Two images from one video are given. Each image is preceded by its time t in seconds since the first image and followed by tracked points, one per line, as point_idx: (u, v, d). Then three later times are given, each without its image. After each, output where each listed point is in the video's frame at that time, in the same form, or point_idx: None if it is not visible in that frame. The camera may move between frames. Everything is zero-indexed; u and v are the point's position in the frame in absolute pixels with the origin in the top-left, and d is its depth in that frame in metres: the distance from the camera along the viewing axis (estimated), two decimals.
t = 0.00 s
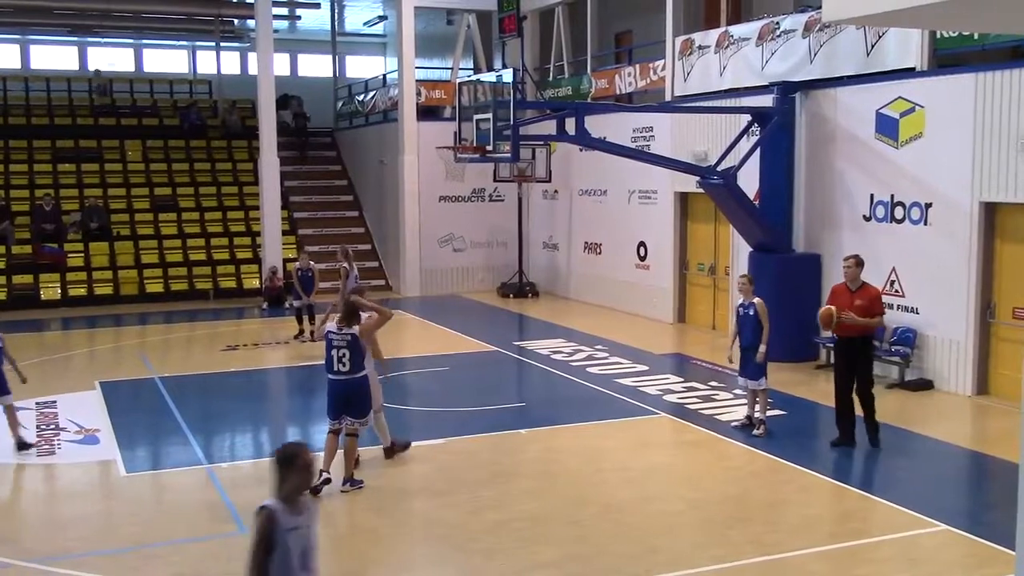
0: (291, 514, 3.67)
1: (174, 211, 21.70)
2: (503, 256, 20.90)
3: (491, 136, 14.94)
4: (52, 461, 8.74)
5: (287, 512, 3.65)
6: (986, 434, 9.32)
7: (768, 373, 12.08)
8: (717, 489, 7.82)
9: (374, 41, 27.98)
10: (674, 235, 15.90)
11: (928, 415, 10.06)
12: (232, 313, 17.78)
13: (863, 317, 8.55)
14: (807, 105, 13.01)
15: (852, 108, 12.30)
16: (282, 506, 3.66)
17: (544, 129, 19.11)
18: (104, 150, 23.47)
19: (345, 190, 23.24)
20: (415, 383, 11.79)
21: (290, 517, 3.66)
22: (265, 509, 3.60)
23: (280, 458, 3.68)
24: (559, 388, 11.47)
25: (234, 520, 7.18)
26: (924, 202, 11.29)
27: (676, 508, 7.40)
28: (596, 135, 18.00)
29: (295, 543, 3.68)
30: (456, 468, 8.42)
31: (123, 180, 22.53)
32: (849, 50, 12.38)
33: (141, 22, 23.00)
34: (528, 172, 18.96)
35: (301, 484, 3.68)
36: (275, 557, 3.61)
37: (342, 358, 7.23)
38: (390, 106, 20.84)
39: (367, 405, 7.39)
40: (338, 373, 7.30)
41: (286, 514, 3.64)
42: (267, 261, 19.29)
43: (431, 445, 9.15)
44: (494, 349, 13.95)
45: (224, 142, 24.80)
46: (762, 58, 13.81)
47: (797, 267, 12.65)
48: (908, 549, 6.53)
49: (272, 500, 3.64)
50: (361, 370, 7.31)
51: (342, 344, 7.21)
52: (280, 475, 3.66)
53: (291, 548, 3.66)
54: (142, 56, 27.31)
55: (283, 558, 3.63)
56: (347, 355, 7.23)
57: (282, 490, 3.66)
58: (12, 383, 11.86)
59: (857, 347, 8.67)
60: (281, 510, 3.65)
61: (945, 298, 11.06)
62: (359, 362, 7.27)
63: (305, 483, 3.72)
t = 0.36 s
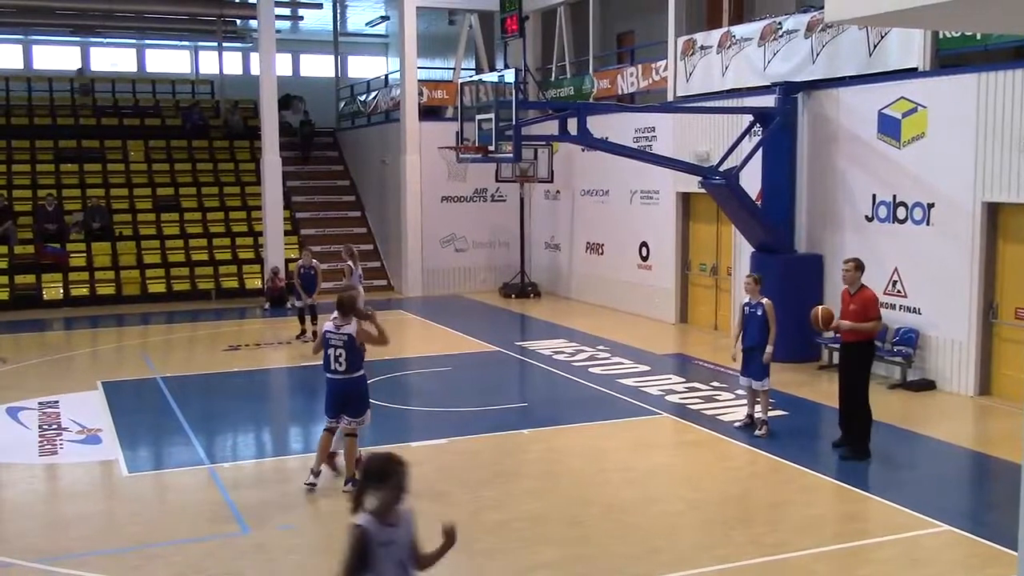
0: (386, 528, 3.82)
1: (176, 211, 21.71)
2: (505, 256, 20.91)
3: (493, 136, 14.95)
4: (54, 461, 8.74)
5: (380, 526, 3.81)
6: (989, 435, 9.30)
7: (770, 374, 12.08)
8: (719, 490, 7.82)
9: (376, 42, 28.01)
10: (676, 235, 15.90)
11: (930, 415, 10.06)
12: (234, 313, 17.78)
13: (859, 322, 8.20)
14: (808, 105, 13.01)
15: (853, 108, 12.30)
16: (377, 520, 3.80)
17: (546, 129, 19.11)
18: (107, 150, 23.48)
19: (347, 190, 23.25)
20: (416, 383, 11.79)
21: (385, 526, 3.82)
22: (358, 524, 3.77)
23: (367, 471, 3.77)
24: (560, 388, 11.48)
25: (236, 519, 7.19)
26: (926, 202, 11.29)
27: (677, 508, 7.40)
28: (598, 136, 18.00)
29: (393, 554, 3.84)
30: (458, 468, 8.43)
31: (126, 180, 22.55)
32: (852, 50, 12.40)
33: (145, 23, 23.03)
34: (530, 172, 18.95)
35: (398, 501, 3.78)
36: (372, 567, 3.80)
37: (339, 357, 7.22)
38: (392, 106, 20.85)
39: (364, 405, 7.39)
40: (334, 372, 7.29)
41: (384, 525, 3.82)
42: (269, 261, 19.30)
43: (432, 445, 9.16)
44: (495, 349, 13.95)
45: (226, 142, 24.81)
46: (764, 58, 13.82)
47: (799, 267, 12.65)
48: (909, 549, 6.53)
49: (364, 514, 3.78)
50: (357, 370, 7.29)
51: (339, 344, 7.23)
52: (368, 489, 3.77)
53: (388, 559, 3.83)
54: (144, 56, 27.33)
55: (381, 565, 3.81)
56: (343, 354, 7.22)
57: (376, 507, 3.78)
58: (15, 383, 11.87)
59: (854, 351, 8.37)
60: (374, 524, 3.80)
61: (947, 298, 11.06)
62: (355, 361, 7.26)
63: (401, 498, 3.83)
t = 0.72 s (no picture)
0: (487, 528, 3.57)
1: (176, 211, 21.71)
2: (505, 255, 20.91)
3: (492, 135, 14.94)
4: (54, 462, 8.73)
5: (482, 526, 3.55)
6: (989, 433, 9.30)
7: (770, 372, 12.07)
8: (719, 489, 7.81)
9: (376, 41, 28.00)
10: (676, 234, 15.90)
11: (930, 413, 10.05)
12: (234, 312, 17.77)
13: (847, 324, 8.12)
14: (808, 104, 13.00)
15: (853, 106, 12.29)
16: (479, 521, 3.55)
17: (546, 128, 19.09)
18: (106, 151, 23.49)
19: (347, 190, 23.25)
20: (416, 382, 11.79)
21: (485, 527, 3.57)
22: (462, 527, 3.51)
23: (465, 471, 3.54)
24: (561, 387, 11.47)
25: (236, 520, 7.19)
26: (926, 200, 11.28)
27: (678, 507, 7.39)
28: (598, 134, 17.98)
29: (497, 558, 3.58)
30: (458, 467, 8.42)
31: (125, 180, 22.56)
32: (851, 48, 12.37)
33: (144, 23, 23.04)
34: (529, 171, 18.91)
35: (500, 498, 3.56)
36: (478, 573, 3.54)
37: (322, 356, 7.19)
38: (391, 106, 20.84)
39: (348, 405, 7.36)
40: (318, 371, 7.25)
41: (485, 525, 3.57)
42: (269, 260, 19.29)
43: (432, 445, 9.15)
44: (495, 348, 13.93)
45: (225, 142, 24.80)
46: (763, 57, 13.81)
47: (799, 265, 12.65)
48: (910, 548, 6.52)
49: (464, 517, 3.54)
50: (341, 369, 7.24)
51: (323, 343, 7.19)
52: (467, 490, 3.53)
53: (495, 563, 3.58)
54: (144, 56, 27.31)
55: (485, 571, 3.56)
56: (327, 353, 7.18)
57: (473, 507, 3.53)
58: (15, 383, 11.87)
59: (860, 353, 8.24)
60: (475, 523, 3.54)
61: (947, 296, 11.05)
62: (340, 360, 7.22)
63: (499, 499, 3.59)
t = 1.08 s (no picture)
0: None
1: (176, 208, 21.72)
2: (505, 253, 20.91)
3: (492, 134, 14.93)
4: (54, 459, 8.75)
5: None
6: (989, 433, 9.30)
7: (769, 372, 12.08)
8: (719, 487, 7.82)
9: (376, 40, 28.00)
10: (676, 232, 15.90)
11: (929, 413, 10.06)
12: (234, 310, 17.77)
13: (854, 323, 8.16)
14: (808, 104, 13.01)
15: (853, 106, 12.30)
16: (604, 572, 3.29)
17: (546, 127, 19.09)
18: (106, 148, 23.48)
19: (347, 188, 23.26)
20: (416, 380, 11.79)
21: None
22: None
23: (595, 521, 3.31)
24: (561, 386, 11.48)
25: (236, 517, 7.20)
26: (926, 200, 11.29)
27: (677, 506, 7.40)
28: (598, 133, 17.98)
29: None
30: (457, 466, 8.43)
31: (125, 177, 22.57)
32: (851, 48, 12.37)
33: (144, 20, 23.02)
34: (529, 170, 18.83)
35: (635, 559, 3.25)
36: None
37: (299, 355, 7.21)
38: (392, 104, 20.84)
39: (325, 405, 7.36)
40: (296, 369, 7.28)
41: None
42: (269, 258, 19.29)
43: (432, 443, 9.16)
44: (495, 347, 13.94)
45: (225, 140, 24.79)
46: (763, 56, 13.81)
47: (798, 265, 12.66)
48: (911, 547, 6.52)
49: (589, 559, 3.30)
50: (318, 368, 7.24)
51: (300, 341, 7.20)
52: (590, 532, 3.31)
53: None
54: (144, 54, 27.29)
55: None
56: (304, 352, 7.19)
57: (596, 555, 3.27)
58: (16, 380, 11.87)
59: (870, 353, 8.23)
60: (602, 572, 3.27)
61: (946, 296, 11.06)
62: (316, 359, 7.22)
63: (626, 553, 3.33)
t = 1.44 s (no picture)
0: None
1: (175, 203, 21.71)
2: (504, 248, 20.91)
3: (492, 128, 14.92)
4: (54, 453, 8.75)
5: None
6: (988, 426, 9.31)
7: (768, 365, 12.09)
8: (717, 481, 7.82)
9: (375, 34, 27.95)
10: (675, 226, 15.90)
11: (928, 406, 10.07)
12: (234, 305, 17.77)
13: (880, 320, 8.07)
14: (807, 97, 13.01)
15: (852, 100, 12.29)
16: None
17: (546, 121, 19.07)
18: (106, 143, 23.46)
19: (346, 183, 23.25)
20: (415, 375, 11.80)
21: None
22: None
23: None
24: (560, 380, 11.49)
25: (236, 511, 7.21)
26: (925, 193, 11.28)
27: (676, 499, 7.41)
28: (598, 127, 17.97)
29: None
30: (457, 459, 8.44)
31: (125, 172, 22.56)
32: (851, 42, 12.34)
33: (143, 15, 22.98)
34: (529, 164, 18.66)
35: None
36: None
37: (278, 348, 7.24)
38: (391, 99, 20.82)
39: (302, 400, 7.34)
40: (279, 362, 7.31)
41: None
42: (268, 253, 19.29)
43: (431, 437, 9.17)
44: (495, 341, 13.95)
45: (225, 135, 24.75)
46: (763, 50, 13.79)
47: (797, 259, 12.67)
48: (909, 540, 6.53)
49: None
50: (298, 363, 7.22)
51: (278, 335, 7.21)
52: None
53: None
54: (144, 49, 27.22)
55: None
56: (283, 346, 7.21)
57: None
58: (15, 375, 11.88)
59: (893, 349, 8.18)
60: None
61: (946, 289, 11.07)
62: (295, 354, 7.19)
63: None
